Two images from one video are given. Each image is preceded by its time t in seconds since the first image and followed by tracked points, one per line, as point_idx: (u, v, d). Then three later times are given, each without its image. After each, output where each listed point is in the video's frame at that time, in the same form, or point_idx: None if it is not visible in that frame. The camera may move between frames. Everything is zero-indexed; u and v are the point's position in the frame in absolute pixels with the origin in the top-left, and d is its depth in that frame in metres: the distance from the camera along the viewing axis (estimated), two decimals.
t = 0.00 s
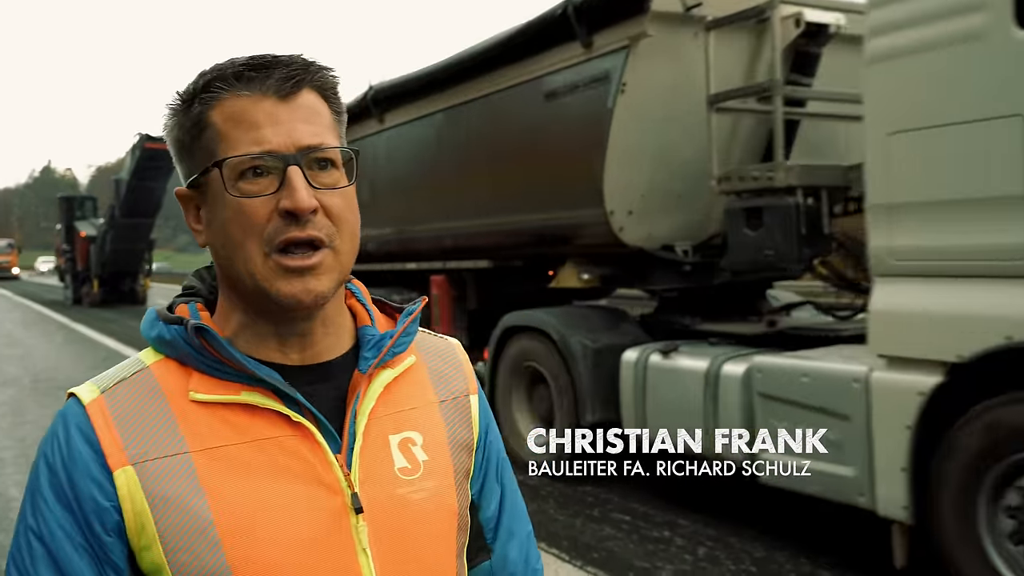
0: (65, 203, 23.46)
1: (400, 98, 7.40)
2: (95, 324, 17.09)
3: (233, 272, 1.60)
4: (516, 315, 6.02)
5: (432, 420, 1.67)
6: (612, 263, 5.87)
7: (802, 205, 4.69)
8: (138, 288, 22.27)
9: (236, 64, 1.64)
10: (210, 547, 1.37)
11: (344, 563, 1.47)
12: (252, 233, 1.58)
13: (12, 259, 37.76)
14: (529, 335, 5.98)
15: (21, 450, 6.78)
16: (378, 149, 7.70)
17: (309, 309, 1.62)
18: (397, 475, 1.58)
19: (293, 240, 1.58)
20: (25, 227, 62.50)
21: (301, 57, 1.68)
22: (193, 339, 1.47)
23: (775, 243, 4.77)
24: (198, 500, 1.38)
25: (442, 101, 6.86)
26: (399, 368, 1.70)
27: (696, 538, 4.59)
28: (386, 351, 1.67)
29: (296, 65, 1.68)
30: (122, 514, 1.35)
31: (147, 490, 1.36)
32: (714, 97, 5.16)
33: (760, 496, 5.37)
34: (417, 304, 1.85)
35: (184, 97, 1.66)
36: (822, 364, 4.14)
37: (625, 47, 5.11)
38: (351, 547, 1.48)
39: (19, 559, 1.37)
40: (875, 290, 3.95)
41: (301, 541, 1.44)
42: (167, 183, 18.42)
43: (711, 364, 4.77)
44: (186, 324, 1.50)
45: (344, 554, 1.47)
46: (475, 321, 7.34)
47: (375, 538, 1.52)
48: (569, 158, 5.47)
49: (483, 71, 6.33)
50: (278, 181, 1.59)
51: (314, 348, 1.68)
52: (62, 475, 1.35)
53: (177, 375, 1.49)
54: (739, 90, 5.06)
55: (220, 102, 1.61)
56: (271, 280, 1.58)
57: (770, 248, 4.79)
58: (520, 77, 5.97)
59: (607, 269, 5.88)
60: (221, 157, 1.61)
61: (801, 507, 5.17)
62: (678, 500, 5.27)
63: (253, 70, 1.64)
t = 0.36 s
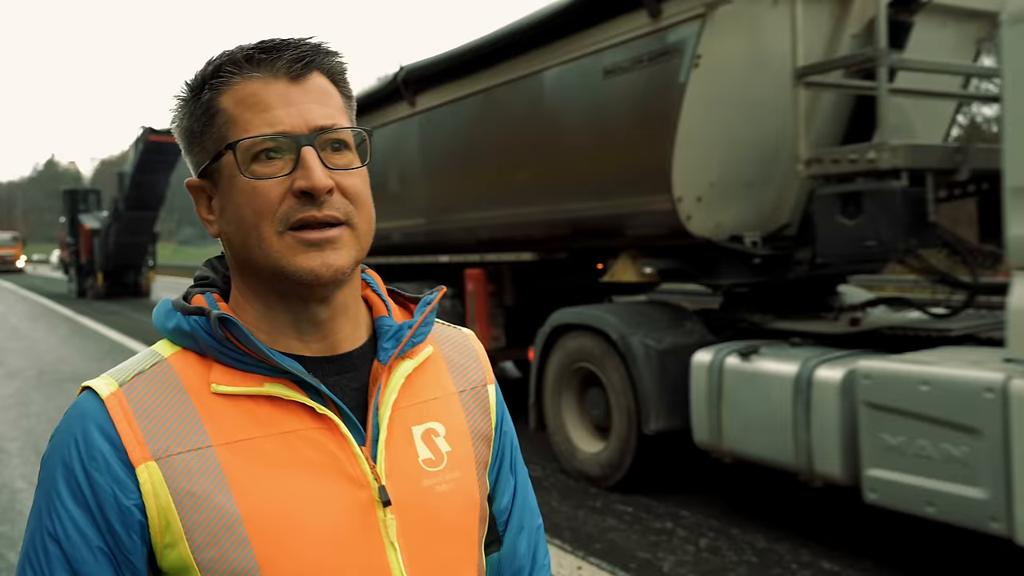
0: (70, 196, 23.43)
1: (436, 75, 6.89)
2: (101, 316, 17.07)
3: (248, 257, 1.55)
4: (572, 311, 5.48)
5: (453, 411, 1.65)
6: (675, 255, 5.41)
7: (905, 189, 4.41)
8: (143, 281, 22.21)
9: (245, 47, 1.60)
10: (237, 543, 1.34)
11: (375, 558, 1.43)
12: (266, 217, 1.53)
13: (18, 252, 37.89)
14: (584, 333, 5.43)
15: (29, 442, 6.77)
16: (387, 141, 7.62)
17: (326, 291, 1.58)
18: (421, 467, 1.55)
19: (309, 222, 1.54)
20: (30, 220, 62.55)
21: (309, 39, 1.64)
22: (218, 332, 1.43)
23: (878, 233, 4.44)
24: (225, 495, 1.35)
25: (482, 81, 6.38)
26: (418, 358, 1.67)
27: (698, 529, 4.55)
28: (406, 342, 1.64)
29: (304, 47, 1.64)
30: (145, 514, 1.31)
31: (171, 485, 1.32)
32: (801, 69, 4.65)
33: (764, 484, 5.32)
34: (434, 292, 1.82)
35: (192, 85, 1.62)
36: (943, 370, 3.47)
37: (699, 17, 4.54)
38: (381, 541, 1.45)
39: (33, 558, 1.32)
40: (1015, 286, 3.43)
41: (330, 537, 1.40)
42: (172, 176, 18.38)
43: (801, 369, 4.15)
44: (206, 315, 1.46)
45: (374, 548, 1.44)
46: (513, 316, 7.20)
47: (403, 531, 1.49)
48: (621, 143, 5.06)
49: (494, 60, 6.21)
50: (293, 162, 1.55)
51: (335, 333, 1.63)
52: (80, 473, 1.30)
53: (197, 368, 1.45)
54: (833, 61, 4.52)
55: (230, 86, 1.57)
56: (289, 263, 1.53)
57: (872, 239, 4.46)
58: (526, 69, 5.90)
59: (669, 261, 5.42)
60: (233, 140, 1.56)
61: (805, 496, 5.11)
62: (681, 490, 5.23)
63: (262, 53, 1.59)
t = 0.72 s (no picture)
0: (69, 201, 23.36)
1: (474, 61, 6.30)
2: (101, 321, 16.99)
3: (279, 268, 1.53)
4: (627, 314, 5.03)
5: (468, 427, 1.68)
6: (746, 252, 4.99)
7: None
8: (142, 285, 22.13)
9: (280, 53, 1.58)
10: (266, 561, 1.32)
11: None
12: (300, 227, 1.51)
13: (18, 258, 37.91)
14: (642, 338, 4.99)
15: (29, 448, 6.72)
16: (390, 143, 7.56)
17: (355, 302, 1.57)
18: (441, 483, 1.57)
19: (344, 234, 1.52)
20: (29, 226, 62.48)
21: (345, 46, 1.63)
22: (249, 345, 1.41)
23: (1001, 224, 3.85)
24: (254, 513, 1.33)
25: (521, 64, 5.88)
26: (436, 373, 1.70)
27: (699, 527, 4.52)
28: (427, 357, 1.67)
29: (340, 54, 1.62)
30: (171, 531, 1.28)
31: (200, 502, 1.30)
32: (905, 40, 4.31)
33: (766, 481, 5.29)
34: (452, 306, 1.84)
35: (223, 88, 1.59)
36: None
37: None
38: (403, 559, 1.46)
39: None
40: None
41: (356, 555, 1.40)
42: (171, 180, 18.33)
43: (911, 378, 3.68)
44: (234, 327, 1.44)
45: (398, 566, 1.45)
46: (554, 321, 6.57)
47: (425, 547, 1.50)
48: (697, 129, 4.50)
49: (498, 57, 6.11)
50: (328, 173, 1.53)
51: (358, 347, 1.64)
52: (103, 488, 1.27)
53: (222, 382, 1.42)
54: (930, 32, 4.17)
55: (265, 92, 1.54)
56: (322, 275, 1.51)
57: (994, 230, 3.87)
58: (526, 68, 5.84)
59: (739, 259, 5.00)
60: (268, 149, 1.53)
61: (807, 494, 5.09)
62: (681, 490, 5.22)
63: (299, 60, 1.57)
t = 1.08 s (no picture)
0: (69, 205, 23.41)
1: (508, 47, 6.19)
2: (103, 325, 16.99)
3: (293, 277, 1.52)
4: (697, 319, 4.59)
5: (471, 433, 1.68)
6: (840, 250, 4.59)
7: None
8: (143, 289, 22.12)
9: (291, 56, 1.57)
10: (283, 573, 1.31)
11: None
12: (315, 235, 1.50)
13: (19, 262, 37.94)
14: (716, 346, 4.52)
15: (32, 452, 6.72)
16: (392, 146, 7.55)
17: (370, 309, 1.56)
18: (448, 490, 1.57)
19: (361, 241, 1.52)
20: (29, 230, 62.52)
21: (356, 49, 1.62)
22: (267, 354, 1.40)
23: None
24: (270, 523, 1.32)
25: (553, 54, 5.80)
26: (441, 379, 1.69)
27: (701, 527, 4.51)
28: (434, 363, 1.66)
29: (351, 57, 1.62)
30: (187, 543, 1.28)
31: (217, 514, 1.29)
32: None
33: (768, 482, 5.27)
34: (454, 311, 1.83)
35: (232, 92, 1.57)
36: None
37: None
38: (416, 567, 1.45)
39: None
40: None
41: (372, 566, 1.39)
42: (171, 183, 18.35)
43: None
44: (249, 335, 1.44)
45: None
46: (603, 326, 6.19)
47: (435, 555, 1.49)
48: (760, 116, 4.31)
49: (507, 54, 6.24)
50: (344, 180, 1.52)
51: (368, 353, 1.63)
52: (118, 500, 1.26)
53: (234, 391, 1.41)
54: None
55: (277, 97, 1.53)
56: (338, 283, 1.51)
57: None
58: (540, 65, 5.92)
59: (833, 258, 4.60)
60: (281, 155, 1.52)
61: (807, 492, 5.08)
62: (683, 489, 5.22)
63: (310, 63, 1.56)
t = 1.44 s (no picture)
0: (70, 207, 23.40)
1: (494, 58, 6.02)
2: (103, 327, 16.96)
3: (285, 286, 1.52)
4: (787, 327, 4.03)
5: (466, 435, 1.67)
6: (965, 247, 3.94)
7: None
8: (143, 291, 22.08)
9: (269, 60, 1.54)
10: None
11: None
12: (305, 244, 1.49)
13: (19, 265, 37.95)
14: (813, 356, 3.95)
15: (33, 454, 6.71)
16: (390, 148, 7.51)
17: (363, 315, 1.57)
18: (443, 494, 1.56)
19: (351, 247, 1.52)
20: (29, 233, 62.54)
21: (336, 50, 1.61)
22: (261, 363, 1.39)
23: None
24: (265, 533, 1.31)
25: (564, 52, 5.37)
26: (436, 382, 1.68)
27: (702, 528, 4.50)
28: (428, 367, 1.65)
29: (332, 58, 1.60)
30: (182, 555, 1.27)
31: (211, 525, 1.28)
32: None
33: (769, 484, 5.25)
34: (449, 312, 1.82)
35: (213, 100, 1.55)
36: None
37: None
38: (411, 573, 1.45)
39: None
40: None
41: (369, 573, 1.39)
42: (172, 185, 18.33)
43: None
44: (242, 342, 1.42)
45: None
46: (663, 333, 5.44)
47: (431, 561, 1.49)
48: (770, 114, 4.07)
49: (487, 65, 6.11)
50: (333, 188, 1.52)
51: (362, 357, 1.63)
52: (111, 512, 1.25)
53: (227, 399, 1.40)
54: None
55: (260, 105, 1.51)
56: (331, 293, 1.51)
57: None
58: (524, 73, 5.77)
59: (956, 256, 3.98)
60: (268, 166, 1.51)
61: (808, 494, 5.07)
62: (683, 489, 5.21)
63: (290, 68, 1.54)
